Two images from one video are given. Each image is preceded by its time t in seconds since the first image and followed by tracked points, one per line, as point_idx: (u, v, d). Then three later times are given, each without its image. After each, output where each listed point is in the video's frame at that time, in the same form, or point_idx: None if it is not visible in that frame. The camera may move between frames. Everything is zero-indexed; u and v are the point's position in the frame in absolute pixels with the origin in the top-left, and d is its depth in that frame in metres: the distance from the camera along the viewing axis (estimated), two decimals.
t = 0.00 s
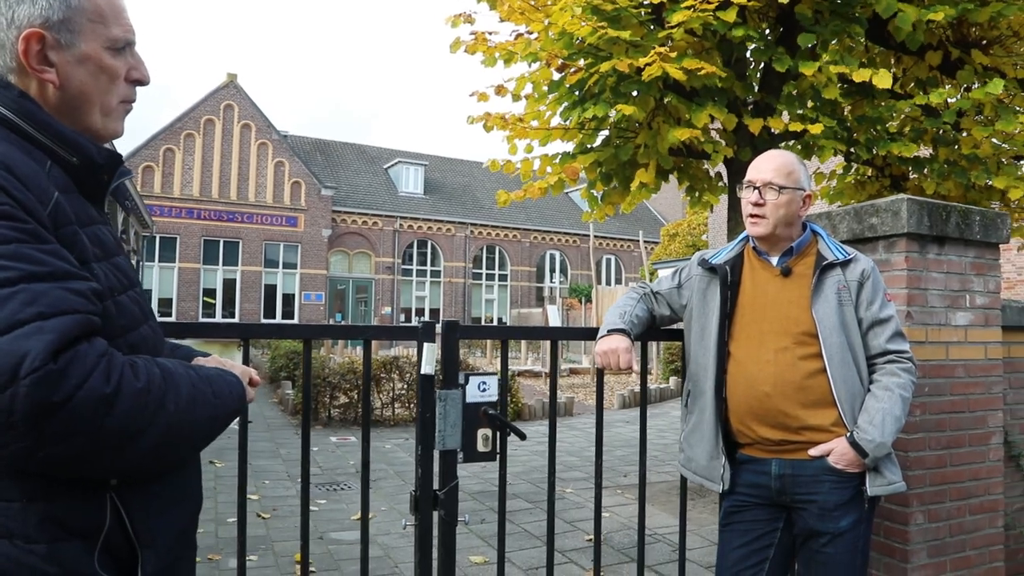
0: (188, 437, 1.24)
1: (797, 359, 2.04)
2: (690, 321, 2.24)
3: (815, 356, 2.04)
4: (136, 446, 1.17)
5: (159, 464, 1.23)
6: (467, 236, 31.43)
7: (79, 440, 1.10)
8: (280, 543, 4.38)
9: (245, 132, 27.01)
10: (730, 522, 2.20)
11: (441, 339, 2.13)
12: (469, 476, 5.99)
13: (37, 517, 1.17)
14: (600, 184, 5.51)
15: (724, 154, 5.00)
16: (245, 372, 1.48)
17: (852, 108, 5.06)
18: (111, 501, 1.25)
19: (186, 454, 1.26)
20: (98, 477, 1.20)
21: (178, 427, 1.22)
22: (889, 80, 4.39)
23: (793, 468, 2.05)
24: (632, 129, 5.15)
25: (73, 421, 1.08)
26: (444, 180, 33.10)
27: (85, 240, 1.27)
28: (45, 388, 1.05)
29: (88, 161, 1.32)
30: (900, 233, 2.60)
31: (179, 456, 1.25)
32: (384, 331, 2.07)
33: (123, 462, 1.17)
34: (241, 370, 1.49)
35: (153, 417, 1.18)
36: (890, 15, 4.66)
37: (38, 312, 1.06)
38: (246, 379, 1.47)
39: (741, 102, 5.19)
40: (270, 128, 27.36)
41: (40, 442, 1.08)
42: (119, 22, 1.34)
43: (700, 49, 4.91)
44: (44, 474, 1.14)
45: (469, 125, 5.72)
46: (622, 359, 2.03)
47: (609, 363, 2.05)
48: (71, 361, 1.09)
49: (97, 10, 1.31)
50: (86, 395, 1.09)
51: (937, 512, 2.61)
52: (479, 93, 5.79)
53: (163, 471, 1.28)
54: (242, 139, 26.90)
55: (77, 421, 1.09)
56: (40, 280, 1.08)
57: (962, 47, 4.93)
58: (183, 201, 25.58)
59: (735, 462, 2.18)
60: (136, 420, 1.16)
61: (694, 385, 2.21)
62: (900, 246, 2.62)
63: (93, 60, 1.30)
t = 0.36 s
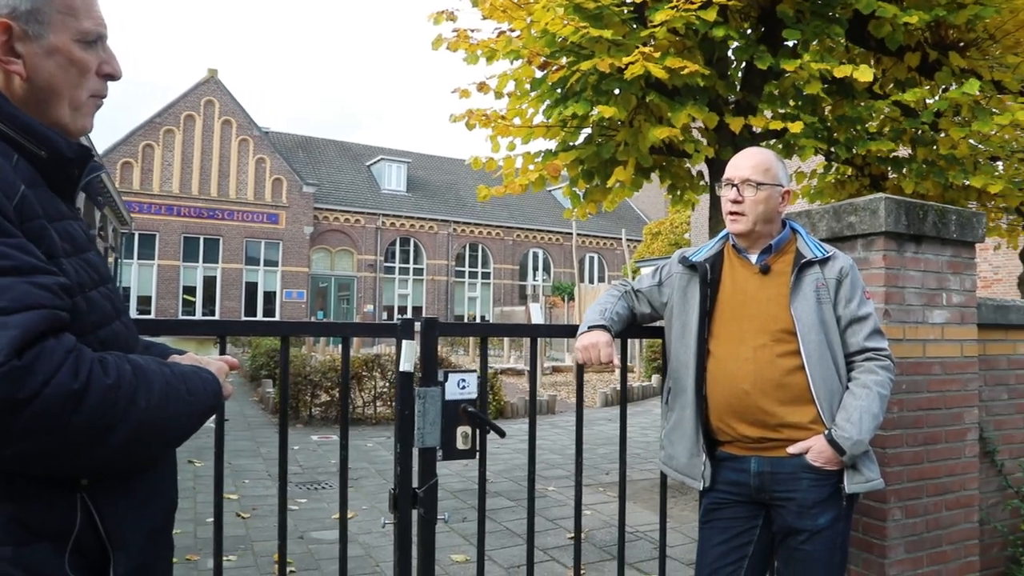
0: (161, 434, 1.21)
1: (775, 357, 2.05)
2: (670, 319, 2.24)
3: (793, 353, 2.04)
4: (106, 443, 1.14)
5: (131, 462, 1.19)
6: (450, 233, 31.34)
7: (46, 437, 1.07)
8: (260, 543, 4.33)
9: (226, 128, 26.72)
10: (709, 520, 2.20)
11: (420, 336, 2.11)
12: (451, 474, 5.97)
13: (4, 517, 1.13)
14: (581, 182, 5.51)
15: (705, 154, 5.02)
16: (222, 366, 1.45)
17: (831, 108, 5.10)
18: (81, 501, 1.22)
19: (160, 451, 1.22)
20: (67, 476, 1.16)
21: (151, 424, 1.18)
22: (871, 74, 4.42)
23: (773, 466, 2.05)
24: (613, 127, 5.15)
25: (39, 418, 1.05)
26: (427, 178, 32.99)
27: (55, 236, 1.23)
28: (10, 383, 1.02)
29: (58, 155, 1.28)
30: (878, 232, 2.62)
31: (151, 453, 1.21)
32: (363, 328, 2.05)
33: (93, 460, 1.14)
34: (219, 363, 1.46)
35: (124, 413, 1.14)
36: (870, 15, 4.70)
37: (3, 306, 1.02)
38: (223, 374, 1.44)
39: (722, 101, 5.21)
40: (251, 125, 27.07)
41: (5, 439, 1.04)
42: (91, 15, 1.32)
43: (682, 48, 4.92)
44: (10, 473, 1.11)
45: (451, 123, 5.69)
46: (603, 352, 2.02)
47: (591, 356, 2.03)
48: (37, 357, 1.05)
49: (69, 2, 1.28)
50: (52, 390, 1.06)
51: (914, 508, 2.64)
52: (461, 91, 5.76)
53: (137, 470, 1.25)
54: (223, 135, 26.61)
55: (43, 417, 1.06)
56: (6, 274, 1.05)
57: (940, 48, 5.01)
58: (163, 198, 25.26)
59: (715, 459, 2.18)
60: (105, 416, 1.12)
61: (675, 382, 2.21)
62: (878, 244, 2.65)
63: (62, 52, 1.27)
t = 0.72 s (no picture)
0: (134, 434, 1.16)
1: (749, 355, 2.04)
2: (646, 317, 2.24)
3: (767, 351, 2.04)
4: (79, 445, 1.09)
5: (104, 463, 1.15)
6: (426, 230, 31.18)
7: (13, 438, 1.02)
8: (232, 542, 4.24)
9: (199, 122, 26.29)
10: (683, 518, 2.18)
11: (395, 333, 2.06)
12: (426, 472, 5.93)
13: None
14: (558, 179, 5.50)
15: (681, 154, 5.04)
16: (195, 366, 1.40)
17: (806, 107, 5.16)
18: (49, 504, 1.17)
19: (132, 452, 1.18)
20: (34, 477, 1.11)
21: (124, 424, 1.14)
22: (846, 73, 4.46)
23: (746, 464, 2.04)
24: (590, 124, 5.14)
25: (7, 418, 1.00)
26: (404, 174, 32.80)
27: (23, 229, 1.18)
28: None
29: (27, 147, 1.24)
30: (851, 231, 2.64)
31: (124, 455, 1.16)
32: (335, 325, 1.96)
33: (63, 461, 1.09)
34: (192, 362, 1.41)
35: (96, 413, 1.10)
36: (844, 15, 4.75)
37: None
38: (196, 373, 1.39)
39: (699, 99, 5.23)
40: (225, 119, 26.65)
41: None
42: (62, 3, 1.28)
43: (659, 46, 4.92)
44: None
45: (428, 119, 5.65)
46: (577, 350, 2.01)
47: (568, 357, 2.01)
48: (5, 355, 1.00)
49: None
50: (21, 391, 1.01)
51: (884, 503, 2.66)
52: (438, 86, 5.71)
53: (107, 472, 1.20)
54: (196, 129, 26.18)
55: (11, 418, 1.00)
56: None
57: (912, 50, 5.09)
58: (134, 192, 24.78)
59: (690, 457, 2.16)
60: (77, 417, 1.07)
61: (649, 381, 2.20)
62: (851, 243, 2.67)
63: (32, 40, 1.23)
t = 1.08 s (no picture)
0: (110, 438, 1.12)
1: (724, 352, 2.03)
2: (620, 314, 2.22)
3: (742, 349, 2.03)
4: (56, 448, 1.06)
5: (82, 466, 1.11)
6: (397, 226, 30.94)
7: None
8: (199, 542, 4.13)
9: (167, 115, 25.74)
10: (657, 516, 2.15)
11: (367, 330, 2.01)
12: (397, 469, 5.87)
13: None
14: (532, 176, 5.50)
15: (654, 149, 5.06)
16: (170, 367, 1.35)
17: (777, 107, 5.22)
18: (20, 510, 1.13)
19: (110, 456, 1.14)
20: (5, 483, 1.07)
21: (101, 428, 1.10)
22: (816, 71, 4.51)
23: (721, 461, 2.02)
24: (564, 122, 5.14)
25: None
26: (376, 170, 32.53)
27: None
28: None
29: None
30: (824, 229, 2.66)
31: (99, 458, 1.12)
32: (305, 322, 1.90)
33: (36, 464, 1.05)
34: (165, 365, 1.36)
35: (72, 417, 1.06)
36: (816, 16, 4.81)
37: None
38: (171, 375, 1.34)
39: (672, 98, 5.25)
40: (194, 113, 26.11)
41: None
42: None
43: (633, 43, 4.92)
44: None
45: (401, 113, 5.60)
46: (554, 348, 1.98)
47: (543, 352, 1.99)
48: None
49: None
50: None
51: (854, 498, 2.68)
52: (412, 81, 5.65)
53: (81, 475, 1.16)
54: (164, 122, 25.65)
55: None
56: None
57: (882, 52, 5.17)
58: (99, 186, 24.18)
59: (663, 454, 2.14)
60: (51, 419, 1.04)
61: (623, 378, 2.18)
62: (824, 241, 2.69)
63: None
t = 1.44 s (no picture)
0: (87, 451, 1.12)
1: (703, 352, 2.01)
2: (597, 314, 2.19)
3: (720, 348, 2.01)
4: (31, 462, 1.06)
5: (58, 478, 1.12)
6: (360, 224, 30.56)
7: None
8: (161, 548, 3.99)
9: (123, 109, 25.01)
10: (635, 517, 2.13)
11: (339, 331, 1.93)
12: (364, 470, 5.77)
13: None
14: (499, 174, 5.47)
15: (622, 148, 5.08)
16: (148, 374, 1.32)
17: (742, 107, 5.27)
18: None
19: (87, 467, 1.14)
20: None
21: (77, 442, 1.10)
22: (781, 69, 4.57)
23: (700, 461, 2.00)
24: (532, 120, 5.12)
25: None
26: (339, 167, 32.10)
27: None
28: None
29: None
30: (796, 228, 2.68)
31: (75, 471, 1.13)
32: (274, 324, 1.81)
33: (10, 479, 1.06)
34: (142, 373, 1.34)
35: (47, 432, 1.06)
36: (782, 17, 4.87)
37: None
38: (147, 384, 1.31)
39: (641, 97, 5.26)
40: (151, 107, 25.41)
41: None
42: None
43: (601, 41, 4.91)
44: None
45: (367, 109, 5.51)
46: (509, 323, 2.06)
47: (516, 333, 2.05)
48: None
49: None
50: None
51: (826, 495, 2.70)
52: (378, 77, 5.56)
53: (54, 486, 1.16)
54: (120, 117, 24.91)
55: None
56: None
57: (845, 53, 5.26)
58: (52, 181, 23.37)
59: (642, 455, 2.12)
60: (25, 435, 1.03)
61: (602, 378, 2.15)
62: (797, 241, 2.71)
63: None
